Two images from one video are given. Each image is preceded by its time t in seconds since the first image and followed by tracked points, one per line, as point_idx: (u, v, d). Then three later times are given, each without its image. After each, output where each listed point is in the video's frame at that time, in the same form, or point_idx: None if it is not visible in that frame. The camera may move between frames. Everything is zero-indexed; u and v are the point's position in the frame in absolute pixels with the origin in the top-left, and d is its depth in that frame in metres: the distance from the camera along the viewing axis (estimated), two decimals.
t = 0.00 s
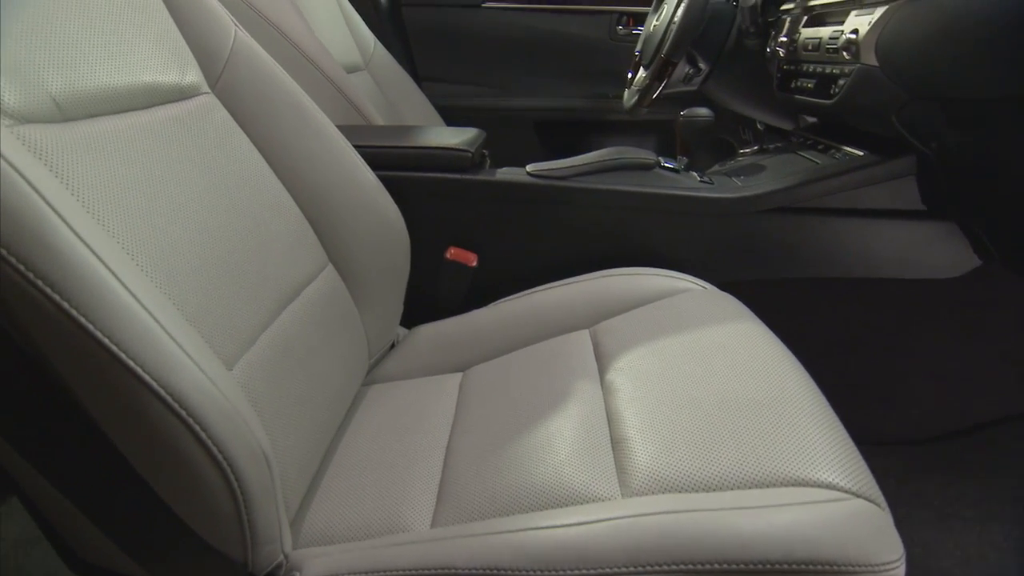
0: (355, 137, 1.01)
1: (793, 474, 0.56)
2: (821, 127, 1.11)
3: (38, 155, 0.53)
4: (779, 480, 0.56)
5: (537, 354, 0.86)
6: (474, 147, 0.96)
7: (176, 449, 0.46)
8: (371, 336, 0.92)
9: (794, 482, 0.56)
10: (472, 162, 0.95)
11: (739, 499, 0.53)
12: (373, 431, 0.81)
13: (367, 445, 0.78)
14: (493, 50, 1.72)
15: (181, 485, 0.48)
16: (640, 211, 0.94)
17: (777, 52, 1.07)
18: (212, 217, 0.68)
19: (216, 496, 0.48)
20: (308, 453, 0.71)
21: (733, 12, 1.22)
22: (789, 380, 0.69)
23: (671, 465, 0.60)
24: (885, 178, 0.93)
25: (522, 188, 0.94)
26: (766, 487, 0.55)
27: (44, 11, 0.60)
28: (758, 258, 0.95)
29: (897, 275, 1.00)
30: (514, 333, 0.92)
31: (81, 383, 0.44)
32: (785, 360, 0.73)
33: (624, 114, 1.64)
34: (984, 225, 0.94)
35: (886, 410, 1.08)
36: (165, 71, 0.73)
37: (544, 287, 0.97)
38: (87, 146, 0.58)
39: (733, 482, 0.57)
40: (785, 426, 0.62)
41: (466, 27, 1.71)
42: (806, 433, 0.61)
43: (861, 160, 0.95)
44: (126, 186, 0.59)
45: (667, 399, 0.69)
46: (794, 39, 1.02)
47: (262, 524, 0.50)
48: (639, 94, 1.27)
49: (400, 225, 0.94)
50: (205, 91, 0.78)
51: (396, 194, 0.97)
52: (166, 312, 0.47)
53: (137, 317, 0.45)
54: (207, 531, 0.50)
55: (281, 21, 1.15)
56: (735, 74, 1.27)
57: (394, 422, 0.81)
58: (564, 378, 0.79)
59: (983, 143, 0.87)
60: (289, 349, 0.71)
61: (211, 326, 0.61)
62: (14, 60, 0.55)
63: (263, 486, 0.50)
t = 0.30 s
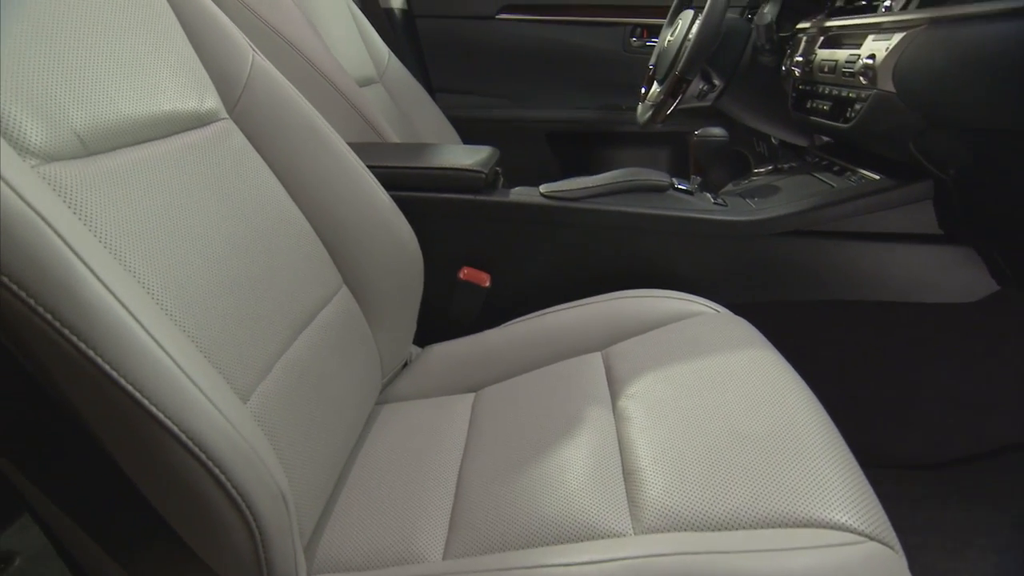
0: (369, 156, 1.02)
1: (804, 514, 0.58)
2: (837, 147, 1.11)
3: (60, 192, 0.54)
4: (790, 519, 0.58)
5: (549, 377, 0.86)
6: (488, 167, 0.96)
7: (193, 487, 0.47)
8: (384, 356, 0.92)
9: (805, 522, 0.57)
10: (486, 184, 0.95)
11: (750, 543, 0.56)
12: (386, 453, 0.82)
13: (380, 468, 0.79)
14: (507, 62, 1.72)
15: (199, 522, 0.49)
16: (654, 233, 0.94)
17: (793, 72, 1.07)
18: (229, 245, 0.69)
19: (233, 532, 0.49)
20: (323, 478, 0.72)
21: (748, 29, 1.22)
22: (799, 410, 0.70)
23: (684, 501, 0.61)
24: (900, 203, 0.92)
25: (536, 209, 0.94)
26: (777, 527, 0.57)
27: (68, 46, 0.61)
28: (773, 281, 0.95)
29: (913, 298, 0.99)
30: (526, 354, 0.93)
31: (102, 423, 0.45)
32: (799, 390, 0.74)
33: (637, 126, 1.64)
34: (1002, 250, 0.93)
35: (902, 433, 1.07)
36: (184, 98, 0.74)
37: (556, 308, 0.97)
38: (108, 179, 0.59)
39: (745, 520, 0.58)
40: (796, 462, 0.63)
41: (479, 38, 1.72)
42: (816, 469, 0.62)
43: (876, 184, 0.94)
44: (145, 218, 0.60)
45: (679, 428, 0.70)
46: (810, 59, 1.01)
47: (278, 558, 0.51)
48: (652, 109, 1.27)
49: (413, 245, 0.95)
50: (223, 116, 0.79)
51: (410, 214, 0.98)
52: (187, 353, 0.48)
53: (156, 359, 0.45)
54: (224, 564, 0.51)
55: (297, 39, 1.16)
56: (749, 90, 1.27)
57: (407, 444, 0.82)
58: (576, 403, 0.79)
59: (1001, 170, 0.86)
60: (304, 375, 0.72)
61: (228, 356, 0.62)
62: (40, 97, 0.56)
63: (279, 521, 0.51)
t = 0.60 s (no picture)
0: (383, 175, 1.02)
1: (815, 554, 0.58)
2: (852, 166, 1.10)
3: (83, 232, 0.55)
4: (801, 558, 0.58)
5: (561, 400, 0.86)
6: (502, 189, 0.96)
7: (211, 526, 0.48)
8: (397, 376, 0.93)
9: (816, 562, 0.58)
10: (499, 205, 0.96)
11: None
12: (400, 474, 0.83)
13: (394, 490, 0.80)
14: (520, 73, 1.72)
15: (218, 557, 0.50)
16: (667, 256, 0.94)
17: (809, 91, 1.06)
18: (247, 273, 0.70)
19: (251, 567, 0.50)
20: (338, 502, 0.73)
21: (763, 46, 1.21)
22: (812, 443, 0.70)
23: (695, 536, 0.61)
24: (914, 231, 0.89)
25: (550, 231, 0.94)
26: (788, 566, 0.58)
27: (92, 80, 0.62)
28: (786, 304, 0.95)
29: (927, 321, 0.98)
30: (538, 375, 0.93)
31: (126, 463, 0.46)
32: (811, 422, 0.74)
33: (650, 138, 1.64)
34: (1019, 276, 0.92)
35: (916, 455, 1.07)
36: (204, 124, 0.75)
37: (569, 329, 0.98)
38: (130, 214, 0.60)
39: (756, 558, 0.59)
40: (808, 499, 0.63)
41: (493, 50, 1.72)
42: (828, 507, 0.63)
43: (892, 210, 0.91)
44: (166, 252, 0.62)
45: (690, 458, 0.70)
46: (825, 80, 1.00)
47: None
48: (666, 126, 1.26)
49: (427, 266, 0.96)
50: (241, 141, 0.80)
51: (424, 234, 0.98)
52: (207, 395, 0.49)
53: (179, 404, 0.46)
54: None
55: (312, 57, 1.17)
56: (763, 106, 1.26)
57: (420, 465, 0.83)
58: (588, 429, 0.79)
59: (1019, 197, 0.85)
60: (321, 402, 0.73)
61: (247, 386, 0.63)
62: (66, 136, 0.57)
63: (295, 557, 0.52)
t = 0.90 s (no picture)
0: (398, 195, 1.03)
1: None
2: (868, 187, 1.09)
3: (108, 269, 0.56)
4: None
5: (574, 423, 0.87)
6: (516, 210, 0.97)
7: (231, 561, 0.49)
8: (411, 395, 0.94)
9: None
10: (514, 226, 0.96)
11: None
12: (413, 495, 0.83)
13: (407, 512, 0.81)
14: (534, 85, 1.72)
15: None
16: (680, 278, 0.94)
17: (824, 112, 1.05)
18: (265, 300, 0.71)
19: None
20: (353, 525, 0.74)
21: (778, 63, 1.21)
22: (823, 476, 0.71)
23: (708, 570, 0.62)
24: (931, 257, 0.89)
25: (563, 253, 0.95)
26: None
27: (117, 114, 0.63)
28: (801, 327, 0.94)
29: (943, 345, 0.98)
30: (551, 397, 0.94)
31: (149, 500, 0.47)
32: (824, 453, 0.74)
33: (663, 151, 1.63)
34: None
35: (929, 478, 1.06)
36: (223, 150, 0.76)
37: (582, 350, 0.98)
38: (152, 248, 0.61)
39: None
40: (819, 535, 0.64)
41: (507, 62, 1.73)
42: (839, 545, 0.64)
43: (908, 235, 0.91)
44: (186, 285, 0.63)
45: (703, 487, 0.71)
46: (841, 102, 1.00)
47: None
48: (681, 142, 1.26)
49: (441, 286, 0.96)
50: (260, 166, 0.81)
51: (438, 255, 0.99)
52: (229, 433, 0.49)
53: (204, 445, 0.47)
54: None
55: (328, 74, 1.18)
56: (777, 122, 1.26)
57: (433, 486, 0.84)
58: (601, 454, 0.80)
59: None
60: (337, 427, 0.74)
61: (264, 415, 0.64)
62: (93, 173, 0.58)
63: None
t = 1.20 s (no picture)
0: (413, 214, 1.04)
1: None
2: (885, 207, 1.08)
3: (131, 303, 0.57)
4: None
5: (587, 445, 0.87)
6: (530, 230, 0.97)
7: None
8: (425, 414, 0.95)
9: None
10: (528, 247, 0.97)
11: None
12: (427, 514, 0.84)
13: (422, 532, 0.82)
14: (548, 96, 1.73)
15: None
16: (694, 300, 0.94)
17: (840, 133, 1.05)
18: (283, 326, 0.72)
19: None
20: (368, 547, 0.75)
21: (794, 80, 1.20)
22: (837, 508, 0.71)
23: None
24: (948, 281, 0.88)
25: (577, 273, 0.95)
26: None
27: (141, 145, 0.63)
28: (814, 350, 0.94)
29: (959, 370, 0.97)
30: (563, 417, 0.94)
31: (173, 533, 0.49)
32: (838, 484, 0.74)
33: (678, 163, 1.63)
34: None
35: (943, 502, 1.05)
36: (244, 174, 0.76)
37: (595, 370, 0.99)
38: (173, 279, 0.62)
39: None
40: (832, 569, 0.64)
41: (521, 73, 1.73)
42: None
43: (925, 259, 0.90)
44: (208, 316, 0.64)
45: (716, 516, 0.71)
46: (858, 123, 0.99)
47: None
48: (695, 158, 1.26)
49: (456, 306, 0.97)
50: (279, 191, 0.82)
51: (453, 274, 1.00)
52: (249, 468, 0.50)
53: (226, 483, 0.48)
54: None
55: (344, 92, 1.21)
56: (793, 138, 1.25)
57: (446, 506, 0.84)
58: (614, 478, 0.80)
59: None
60: (352, 449, 0.75)
61: (283, 442, 0.65)
62: (120, 207, 0.59)
63: None
